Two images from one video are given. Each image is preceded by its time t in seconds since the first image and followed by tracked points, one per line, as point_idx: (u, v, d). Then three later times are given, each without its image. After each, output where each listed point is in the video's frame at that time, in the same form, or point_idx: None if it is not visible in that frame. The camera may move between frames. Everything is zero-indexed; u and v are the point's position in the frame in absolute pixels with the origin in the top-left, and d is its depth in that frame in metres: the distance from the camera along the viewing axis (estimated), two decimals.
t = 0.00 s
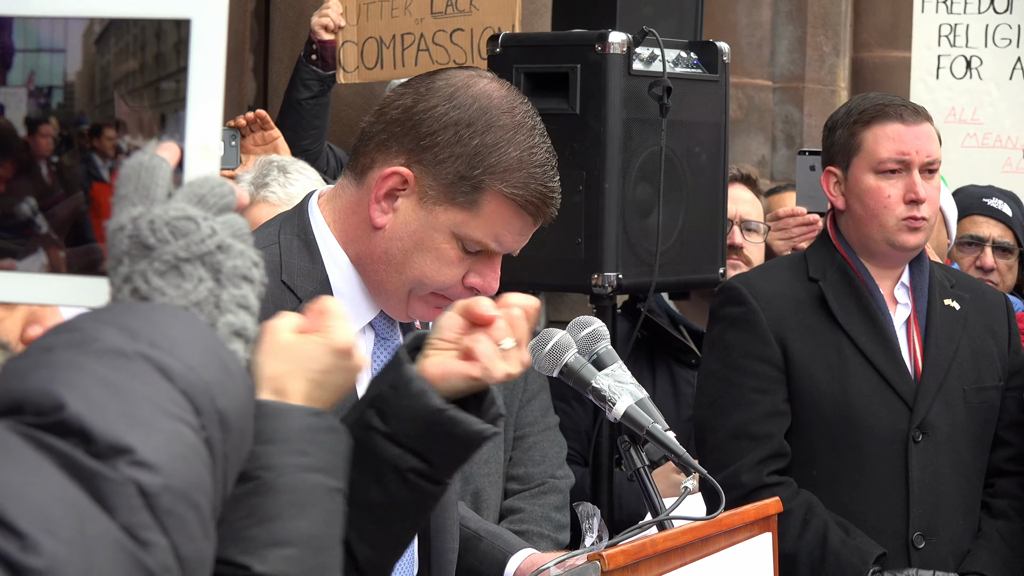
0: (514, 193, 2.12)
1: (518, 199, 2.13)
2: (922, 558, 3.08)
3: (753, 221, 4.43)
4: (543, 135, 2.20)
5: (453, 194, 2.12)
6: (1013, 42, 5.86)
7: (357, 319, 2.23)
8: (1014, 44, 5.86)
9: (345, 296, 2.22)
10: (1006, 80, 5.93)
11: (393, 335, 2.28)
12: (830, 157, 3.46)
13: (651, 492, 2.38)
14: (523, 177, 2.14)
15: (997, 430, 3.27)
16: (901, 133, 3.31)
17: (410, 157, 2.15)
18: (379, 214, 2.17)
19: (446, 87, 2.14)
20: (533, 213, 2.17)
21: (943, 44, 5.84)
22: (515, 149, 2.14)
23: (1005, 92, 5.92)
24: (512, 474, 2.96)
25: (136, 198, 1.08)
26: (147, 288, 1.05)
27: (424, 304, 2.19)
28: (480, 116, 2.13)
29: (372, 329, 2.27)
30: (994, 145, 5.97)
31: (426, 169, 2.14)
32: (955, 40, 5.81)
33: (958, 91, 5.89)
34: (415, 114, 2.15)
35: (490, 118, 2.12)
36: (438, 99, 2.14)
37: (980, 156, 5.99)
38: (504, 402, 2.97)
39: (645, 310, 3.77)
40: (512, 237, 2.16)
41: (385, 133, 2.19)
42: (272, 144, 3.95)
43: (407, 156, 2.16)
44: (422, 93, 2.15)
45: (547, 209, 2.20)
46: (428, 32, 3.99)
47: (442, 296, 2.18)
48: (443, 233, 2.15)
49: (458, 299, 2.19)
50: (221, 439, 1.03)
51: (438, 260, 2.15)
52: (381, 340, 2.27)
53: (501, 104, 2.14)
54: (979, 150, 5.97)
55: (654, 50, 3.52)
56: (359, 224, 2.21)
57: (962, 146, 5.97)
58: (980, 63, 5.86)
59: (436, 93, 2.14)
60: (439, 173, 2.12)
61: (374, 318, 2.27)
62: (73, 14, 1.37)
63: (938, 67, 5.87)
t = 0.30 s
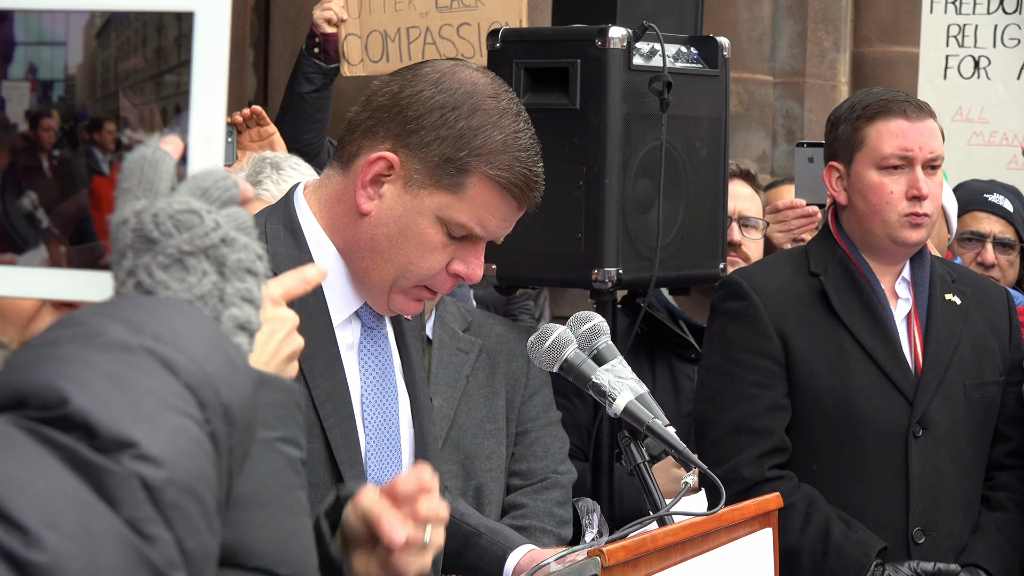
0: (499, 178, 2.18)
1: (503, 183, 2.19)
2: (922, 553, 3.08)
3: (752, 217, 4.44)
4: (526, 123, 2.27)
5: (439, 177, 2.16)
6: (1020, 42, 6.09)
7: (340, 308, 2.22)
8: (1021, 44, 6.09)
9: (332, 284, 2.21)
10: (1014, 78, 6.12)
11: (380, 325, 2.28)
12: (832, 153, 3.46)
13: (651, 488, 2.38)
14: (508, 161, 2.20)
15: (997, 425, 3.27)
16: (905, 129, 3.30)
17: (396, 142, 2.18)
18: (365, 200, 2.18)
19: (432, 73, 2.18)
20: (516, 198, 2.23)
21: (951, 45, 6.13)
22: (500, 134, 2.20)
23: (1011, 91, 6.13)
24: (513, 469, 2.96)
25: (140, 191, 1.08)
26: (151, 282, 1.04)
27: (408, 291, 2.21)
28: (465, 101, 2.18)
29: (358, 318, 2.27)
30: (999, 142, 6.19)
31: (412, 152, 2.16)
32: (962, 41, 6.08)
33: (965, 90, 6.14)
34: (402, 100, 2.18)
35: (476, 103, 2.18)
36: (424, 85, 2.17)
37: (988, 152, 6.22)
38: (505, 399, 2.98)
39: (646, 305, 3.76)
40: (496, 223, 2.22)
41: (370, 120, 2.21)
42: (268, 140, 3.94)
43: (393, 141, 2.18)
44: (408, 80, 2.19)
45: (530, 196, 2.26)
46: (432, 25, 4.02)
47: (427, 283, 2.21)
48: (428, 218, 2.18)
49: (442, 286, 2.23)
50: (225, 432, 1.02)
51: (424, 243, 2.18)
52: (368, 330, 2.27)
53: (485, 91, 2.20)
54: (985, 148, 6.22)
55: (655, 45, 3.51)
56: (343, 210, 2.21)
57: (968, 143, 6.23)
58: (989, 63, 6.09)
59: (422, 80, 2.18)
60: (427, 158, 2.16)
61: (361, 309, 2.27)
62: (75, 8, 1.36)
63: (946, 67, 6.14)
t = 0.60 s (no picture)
0: (471, 165, 2.13)
1: (475, 170, 2.14)
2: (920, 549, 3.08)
3: (750, 216, 4.45)
4: (493, 102, 2.20)
5: (407, 168, 2.10)
6: None
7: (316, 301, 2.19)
8: None
9: (307, 280, 2.18)
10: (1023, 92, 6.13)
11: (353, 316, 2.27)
12: (834, 149, 3.45)
13: (651, 485, 2.37)
14: (478, 146, 2.14)
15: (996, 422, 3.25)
16: (905, 129, 3.29)
17: (361, 134, 2.11)
18: (334, 194, 2.13)
19: (393, 61, 2.11)
20: (490, 183, 2.18)
21: (962, 56, 6.09)
22: (468, 120, 2.14)
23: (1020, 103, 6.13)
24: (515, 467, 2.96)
25: (141, 183, 1.08)
26: (153, 274, 1.04)
27: (385, 282, 2.18)
28: (429, 88, 2.10)
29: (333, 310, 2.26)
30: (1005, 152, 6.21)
31: (378, 144, 2.10)
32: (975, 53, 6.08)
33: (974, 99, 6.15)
34: (365, 91, 2.11)
35: (440, 89, 2.10)
36: (386, 73, 2.10)
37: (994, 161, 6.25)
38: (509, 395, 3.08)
39: (644, 302, 3.76)
40: (471, 208, 2.17)
41: (334, 111, 2.14)
42: (268, 136, 3.95)
43: (358, 134, 2.12)
44: (370, 69, 2.11)
45: (502, 177, 2.21)
46: (434, 23, 4.11)
47: (403, 274, 2.17)
48: (400, 208, 2.13)
49: (420, 276, 2.19)
50: (228, 423, 1.02)
51: (397, 236, 2.14)
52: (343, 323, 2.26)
53: (450, 75, 2.12)
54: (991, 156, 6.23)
55: (655, 42, 3.49)
56: (312, 205, 2.16)
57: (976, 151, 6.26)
58: (999, 75, 6.09)
59: (384, 68, 2.10)
60: (394, 149, 2.10)
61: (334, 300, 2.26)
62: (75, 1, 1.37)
63: (956, 77, 6.13)
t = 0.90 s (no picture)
0: (483, 153, 2.14)
1: (487, 159, 2.15)
2: (919, 547, 3.08)
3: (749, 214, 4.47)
4: (504, 95, 2.22)
5: (421, 156, 2.11)
6: None
7: (323, 294, 2.17)
8: None
9: (315, 271, 2.16)
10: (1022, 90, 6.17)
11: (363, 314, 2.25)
12: (849, 149, 3.40)
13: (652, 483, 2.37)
14: (490, 136, 2.16)
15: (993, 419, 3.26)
16: (919, 155, 3.21)
17: (374, 123, 2.12)
18: (347, 182, 2.12)
19: (407, 50, 2.12)
20: (501, 173, 2.19)
21: (961, 54, 6.05)
22: (480, 110, 2.16)
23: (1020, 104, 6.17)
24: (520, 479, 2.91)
25: (140, 178, 1.07)
26: (154, 269, 1.04)
27: (396, 274, 2.17)
28: (442, 77, 2.12)
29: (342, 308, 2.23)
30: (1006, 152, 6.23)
31: (392, 132, 2.11)
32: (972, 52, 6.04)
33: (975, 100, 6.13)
34: (378, 80, 2.12)
35: (453, 79, 2.12)
36: (400, 63, 2.11)
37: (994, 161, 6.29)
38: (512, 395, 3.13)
39: (643, 300, 3.76)
40: (482, 198, 2.18)
41: (347, 101, 2.14)
42: (270, 135, 3.94)
43: (371, 123, 2.12)
44: (384, 59, 2.13)
45: (513, 169, 2.22)
46: (433, 23, 4.13)
47: (415, 265, 2.16)
48: (413, 197, 2.12)
49: (431, 267, 2.18)
50: (230, 418, 1.02)
51: (408, 225, 2.13)
52: (351, 320, 2.23)
53: (463, 66, 2.14)
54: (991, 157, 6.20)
55: (655, 40, 3.49)
56: (325, 196, 2.15)
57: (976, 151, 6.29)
58: (998, 74, 6.06)
59: (397, 57, 2.12)
60: (407, 137, 2.10)
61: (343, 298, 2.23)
62: None
63: (955, 76, 6.09)
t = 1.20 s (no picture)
0: (505, 147, 2.12)
1: (509, 153, 2.13)
2: (916, 545, 3.08)
3: (747, 212, 4.44)
4: (534, 95, 2.21)
5: (442, 147, 2.11)
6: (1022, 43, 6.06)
7: (350, 295, 2.21)
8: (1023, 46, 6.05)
9: (342, 272, 2.20)
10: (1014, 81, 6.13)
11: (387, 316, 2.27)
12: (840, 145, 3.40)
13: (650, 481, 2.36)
14: (513, 133, 2.14)
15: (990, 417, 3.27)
16: (912, 142, 3.23)
17: (400, 114, 2.15)
18: (370, 172, 2.15)
19: (437, 46, 2.16)
20: (525, 171, 2.16)
21: (952, 47, 6.14)
22: (506, 105, 2.15)
23: (1011, 93, 6.13)
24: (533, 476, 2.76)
25: (133, 170, 1.06)
26: (148, 261, 1.03)
27: (414, 269, 2.16)
28: (469, 71, 2.14)
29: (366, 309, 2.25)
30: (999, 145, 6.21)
31: (416, 123, 2.13)
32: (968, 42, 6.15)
33: (965, 91, 6.15)
34: (408, 72, 2.15)
35: (479, 73, 2.13)
36: (429, 57, 2.15)
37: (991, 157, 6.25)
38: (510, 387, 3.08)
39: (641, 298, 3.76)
40: (502, 195, 2.15)
41: (377, 94, 2.18)
42: (268, 133, 3.92)
43: (398, 114, 2.15)
44: (415, 53, 2.17)
45: (538, 168, 2.19)
46: (432, 20, 3.99)
47: (433, 260, 2.15)
48: (433, 189, 2.13)
49: (449, 263, 2.16)
50: (226, 411, 1.01)
51: (427, 217, 2.13)
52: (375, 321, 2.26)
53: (491, 62, 2.15)
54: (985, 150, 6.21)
55: (653, 38, 3.49)
56: (350, 187, 2.19)
57: (969, 146, 6.24)
58: (989, 65, 6.07)
59: (427, 52, 2.15)
60: (431, 127, 2.11)
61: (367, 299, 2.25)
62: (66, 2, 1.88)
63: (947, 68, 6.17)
